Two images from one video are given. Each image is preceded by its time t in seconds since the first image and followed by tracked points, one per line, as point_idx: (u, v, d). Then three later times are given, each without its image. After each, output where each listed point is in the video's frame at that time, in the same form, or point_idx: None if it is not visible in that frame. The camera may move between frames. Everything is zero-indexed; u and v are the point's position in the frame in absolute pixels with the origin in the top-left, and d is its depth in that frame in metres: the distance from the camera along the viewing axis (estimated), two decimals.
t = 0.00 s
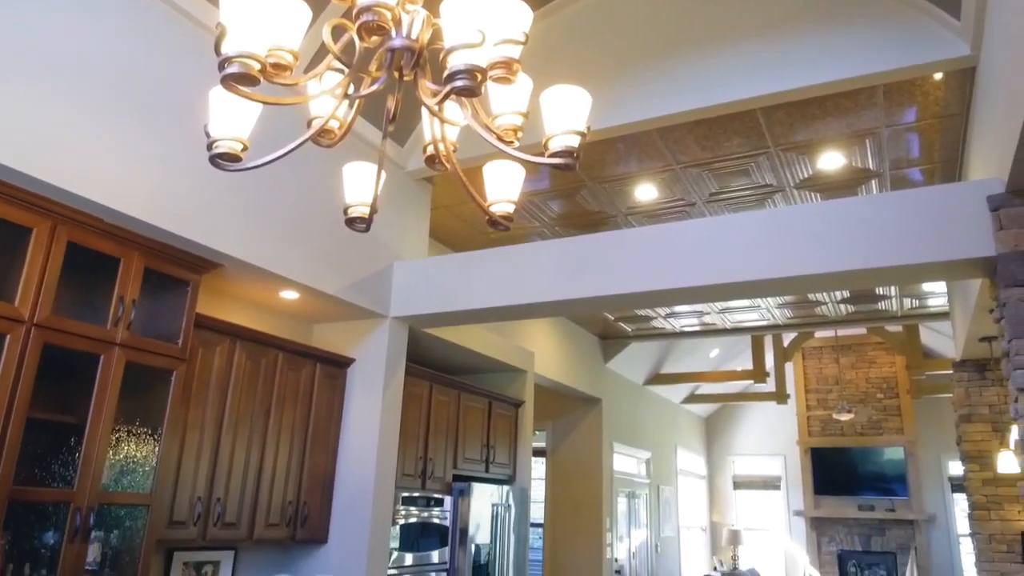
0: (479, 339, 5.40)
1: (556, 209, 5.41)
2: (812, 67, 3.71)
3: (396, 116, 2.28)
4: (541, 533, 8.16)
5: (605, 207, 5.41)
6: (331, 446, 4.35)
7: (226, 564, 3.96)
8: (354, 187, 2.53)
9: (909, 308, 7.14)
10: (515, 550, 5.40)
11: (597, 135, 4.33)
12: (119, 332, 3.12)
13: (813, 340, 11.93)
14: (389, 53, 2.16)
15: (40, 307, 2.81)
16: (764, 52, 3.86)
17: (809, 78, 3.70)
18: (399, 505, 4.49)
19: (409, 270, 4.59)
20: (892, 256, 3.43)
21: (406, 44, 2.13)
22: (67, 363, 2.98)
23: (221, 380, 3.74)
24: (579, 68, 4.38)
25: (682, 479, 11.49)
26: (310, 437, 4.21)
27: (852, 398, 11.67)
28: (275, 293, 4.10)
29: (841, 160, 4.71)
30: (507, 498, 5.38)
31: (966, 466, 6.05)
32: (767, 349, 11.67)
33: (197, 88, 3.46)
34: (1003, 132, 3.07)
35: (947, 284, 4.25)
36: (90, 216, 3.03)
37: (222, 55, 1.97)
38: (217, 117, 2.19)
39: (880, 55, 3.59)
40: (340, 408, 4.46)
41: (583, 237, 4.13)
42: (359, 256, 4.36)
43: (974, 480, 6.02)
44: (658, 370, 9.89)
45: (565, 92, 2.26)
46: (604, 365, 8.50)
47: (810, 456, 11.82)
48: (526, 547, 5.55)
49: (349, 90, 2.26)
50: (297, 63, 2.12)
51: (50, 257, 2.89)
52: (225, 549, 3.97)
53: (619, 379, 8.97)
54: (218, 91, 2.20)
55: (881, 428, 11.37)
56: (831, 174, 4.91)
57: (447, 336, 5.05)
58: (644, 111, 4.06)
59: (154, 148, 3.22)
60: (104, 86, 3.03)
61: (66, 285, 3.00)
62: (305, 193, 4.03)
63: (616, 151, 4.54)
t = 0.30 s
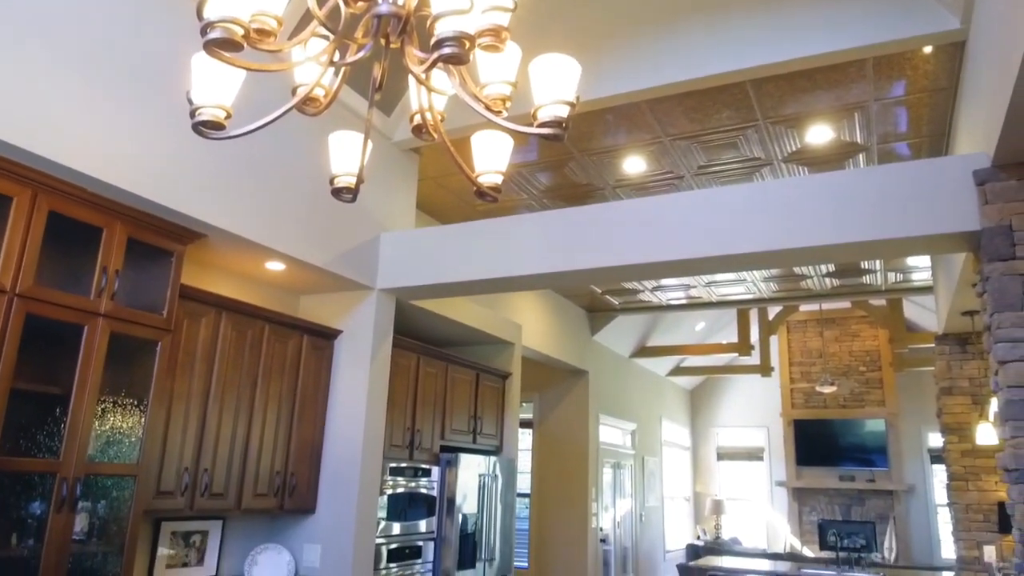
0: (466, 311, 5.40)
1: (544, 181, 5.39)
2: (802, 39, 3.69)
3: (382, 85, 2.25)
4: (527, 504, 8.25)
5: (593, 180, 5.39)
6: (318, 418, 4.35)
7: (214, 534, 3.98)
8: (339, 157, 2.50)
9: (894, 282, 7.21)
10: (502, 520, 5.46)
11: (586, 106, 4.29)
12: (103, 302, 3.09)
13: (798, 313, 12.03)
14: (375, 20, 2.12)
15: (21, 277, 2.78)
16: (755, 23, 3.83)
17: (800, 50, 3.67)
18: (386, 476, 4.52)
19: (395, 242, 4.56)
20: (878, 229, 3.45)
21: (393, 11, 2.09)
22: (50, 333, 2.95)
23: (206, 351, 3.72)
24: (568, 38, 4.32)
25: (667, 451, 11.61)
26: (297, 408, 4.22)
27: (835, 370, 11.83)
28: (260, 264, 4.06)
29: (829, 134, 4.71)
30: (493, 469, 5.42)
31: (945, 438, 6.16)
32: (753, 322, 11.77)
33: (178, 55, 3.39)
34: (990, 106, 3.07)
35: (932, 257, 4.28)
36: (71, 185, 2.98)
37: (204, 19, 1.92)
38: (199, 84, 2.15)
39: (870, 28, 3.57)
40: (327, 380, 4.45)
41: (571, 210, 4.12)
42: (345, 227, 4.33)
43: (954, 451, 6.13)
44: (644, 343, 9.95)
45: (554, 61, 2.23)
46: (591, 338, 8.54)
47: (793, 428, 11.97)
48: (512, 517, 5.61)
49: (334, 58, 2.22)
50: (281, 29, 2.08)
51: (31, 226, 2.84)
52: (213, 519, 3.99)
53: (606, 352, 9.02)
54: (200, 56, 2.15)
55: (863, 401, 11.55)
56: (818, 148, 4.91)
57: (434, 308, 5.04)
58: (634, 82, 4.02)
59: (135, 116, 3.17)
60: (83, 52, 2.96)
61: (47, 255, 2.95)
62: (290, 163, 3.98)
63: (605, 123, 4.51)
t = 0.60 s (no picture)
0: (454, 283, 5.39)
1: (533, 153, 5.36)
2: (793, 10, 3.66)
3: (369, 52, 2.21)
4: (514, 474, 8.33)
5: (582, 152, 5.37)
6: (306, 390, 4.35)
7: (202, 504, 4.00)
8: (325, 126, 2.46)
9: (879, 257, 7.27)
10: (489, 490, 5.52)
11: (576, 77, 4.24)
12: (87, 273, 3.06)
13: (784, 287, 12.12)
14: None
15: (3, 247, 2.74)
16: None
17: (790, 22, 3.65)
18: (374, 447, 4.54)
19: (382, 214, 4.53)
20: (866, 203, 3.46)
21: None
22: (32, 304, 2.91)
23: (192, 322, 3.70)
24: (557, 7, 4.27)
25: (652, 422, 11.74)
26: (284, 380, 4.22)
27: (820, 343, 11.95)
28: (245, 235, 4.03)
29: (818, 107, 4.70)
30: (481, 439, 5.46)
31: (926, 410, 6.27)
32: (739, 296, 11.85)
33: (159, 21, 3.31)
34: (979, 81, 3.07)
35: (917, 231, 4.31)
36: (52, 154, 2.93)
37: None
38: (181, 50, 2.10)
39: None
40: (315, 352, 4.45)
41: (559, 182, 4.10)
42: (331, 199, 4.30)
43: (934, 423, 6.23)
44: (631, 316, 10.00)
45: (543, 30, 2.20)
46: (579, 311, 8.57)
47: (776, 400, 12.09)
48: (500, 487, 5.66)
49: (320, 24, 2.18)
50: None
51: (11, 195, 2.79)
52: (201, 489, 4.00)
53: (593, 324, 9.07)
54: (182, 21, 2.11)
55: (846, 373, 11.69)
56: (807, 122, 4.91)
57: (422, 280, 5.03)
58: (624, 52, 3.98)
59: (116, 84, 3.11)
60: (61, 17, 2.89)
61: (29, 225, 2.91)
62: (275, 133, 3.93)
63: (595, 94, 4.48)
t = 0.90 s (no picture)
0: (442, 255, 5.38)
1: (521, 124, 5.32)
2: None
3: (354, 20, 2.17)
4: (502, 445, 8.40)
5: (571, 123, 5.33)
6: (294, 362, 4.35)
7: (190, 475, 4.01)
8: (311, 95, 2.43)
9: (866, 230, 7.30)
10: (477, 460, 5.56)
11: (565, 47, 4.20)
12: (70, 244, 3.02)
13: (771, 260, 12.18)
14: None
15: None
16: None
17: None
18: (362, 418, 4.57)
19: (369, 185, 4.50)
20: (853, 176, 3.46)
21: None
22: (15, 276, 2.88)
23: (178, 294, 3.68)
24: None
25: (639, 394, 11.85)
26: (272, 352, 4.21)
27: (806, 316, 12.08)
28: (231, 206, 3.99)
29: (808, 79, 4.68)
30: (469, 411, 5.49)
31: (909, 382, 6.35)
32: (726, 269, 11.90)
33: None
34: (968, 53, 3.06)
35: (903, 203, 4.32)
36: (31, 123, 2.88)
37: None
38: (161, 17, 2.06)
39: None
40: (303, 324, 4.44)
41: (547, 154, 4.08)
42: (318, 170, 4.26)
43: (916, 395, 6.32)
44: (619, 289, 10.03)
45: None
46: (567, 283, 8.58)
47: (763, 373, 12.15)
48: (488, 457, 5.71)
49: None
50: None
51: None
52: (189, 460, 4.01)
53: (581, 297, 9.09)
54: None
55: (830, 345, 11.86)
56: (796, 94, 4.89)
57: (409, 252, 5.01)
58: (613, 23, 3.94)
59: (96, 51, 3.05)
60: None
61: (10, 195, 2.87)
62: (260, 102, 3.87)
63: (584, 64, 4.44)
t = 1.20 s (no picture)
0: (428, 227, 5.36)
1: (509, 95, 5.28)
2: None
3: None
4: (489, 417, 8.45)
5: (558, 94, 5.29)
6: (280, 333, 4.34)
7: (177, 446, 4.01)
8: (293, 63, 2.38)
9: (852, 204, 7.33)
10: (464, 432, 5.60)
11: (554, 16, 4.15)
12: (50, 214, 2.98)
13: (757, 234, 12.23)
14: None
15: None
16: None
17: None
18: (349, 390, 4.58)
19: (355, 156, 4.45)
20: (840, 149, 3.46)
21: None
22: None
23: (162, 265, 3.64)
24: None
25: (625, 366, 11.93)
26: (258, 324, 4.19)
27: (790, 289, 12.11)
28: (214, 176, 3.94)
29: (797, 52, 4.66)
30: (456, 383, 5.52)
31: (892, 354, 6.41)
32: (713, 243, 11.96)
33: None
34: (956, 25, 3.05)
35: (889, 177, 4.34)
36: (7, 90, 2.81)
37: None
38: None
39: None
40: (288, 296, 4.42)
41: (534, 125, 4.05)
42: (302, 140, 4.20)
43: (898, 367, 6.38)
44: (607, 262, 10.05)
45: None
46: (554, 256, 8.59)
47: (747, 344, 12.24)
48: (474, 429, 5.75)
49: None
50: None
51: None
52: (175, 432, 4.01)
53: (568, 270, 9.11)
54: None
55: (814, 318, 11.89)
56: (784, 66, 4.87)
57: (396, 224, 4.99)
58: None
59: (73, 16, 2.98)
60: None
61: None
62: (243, 70, 3.81)
63: (572, 34, 4.39)
